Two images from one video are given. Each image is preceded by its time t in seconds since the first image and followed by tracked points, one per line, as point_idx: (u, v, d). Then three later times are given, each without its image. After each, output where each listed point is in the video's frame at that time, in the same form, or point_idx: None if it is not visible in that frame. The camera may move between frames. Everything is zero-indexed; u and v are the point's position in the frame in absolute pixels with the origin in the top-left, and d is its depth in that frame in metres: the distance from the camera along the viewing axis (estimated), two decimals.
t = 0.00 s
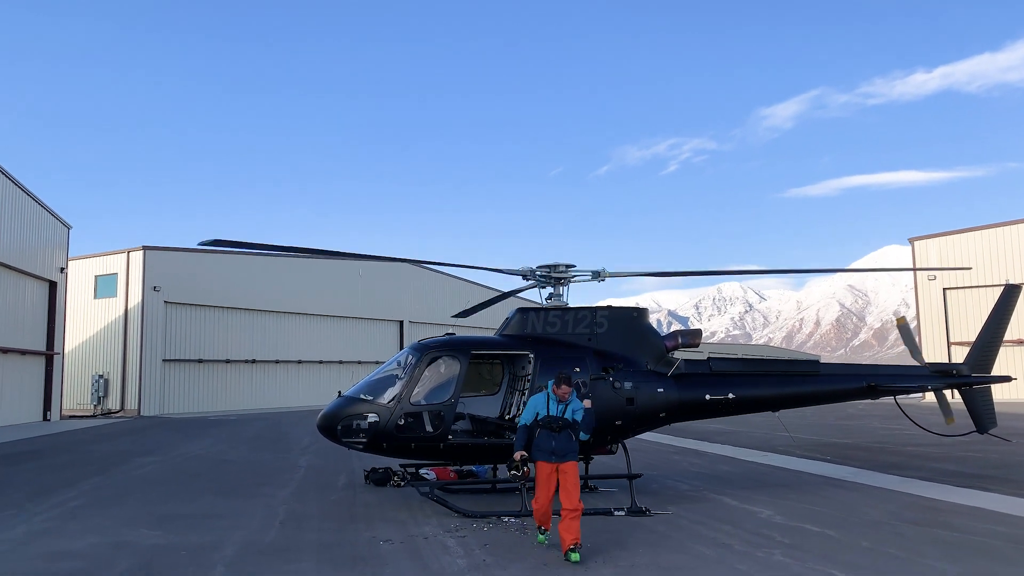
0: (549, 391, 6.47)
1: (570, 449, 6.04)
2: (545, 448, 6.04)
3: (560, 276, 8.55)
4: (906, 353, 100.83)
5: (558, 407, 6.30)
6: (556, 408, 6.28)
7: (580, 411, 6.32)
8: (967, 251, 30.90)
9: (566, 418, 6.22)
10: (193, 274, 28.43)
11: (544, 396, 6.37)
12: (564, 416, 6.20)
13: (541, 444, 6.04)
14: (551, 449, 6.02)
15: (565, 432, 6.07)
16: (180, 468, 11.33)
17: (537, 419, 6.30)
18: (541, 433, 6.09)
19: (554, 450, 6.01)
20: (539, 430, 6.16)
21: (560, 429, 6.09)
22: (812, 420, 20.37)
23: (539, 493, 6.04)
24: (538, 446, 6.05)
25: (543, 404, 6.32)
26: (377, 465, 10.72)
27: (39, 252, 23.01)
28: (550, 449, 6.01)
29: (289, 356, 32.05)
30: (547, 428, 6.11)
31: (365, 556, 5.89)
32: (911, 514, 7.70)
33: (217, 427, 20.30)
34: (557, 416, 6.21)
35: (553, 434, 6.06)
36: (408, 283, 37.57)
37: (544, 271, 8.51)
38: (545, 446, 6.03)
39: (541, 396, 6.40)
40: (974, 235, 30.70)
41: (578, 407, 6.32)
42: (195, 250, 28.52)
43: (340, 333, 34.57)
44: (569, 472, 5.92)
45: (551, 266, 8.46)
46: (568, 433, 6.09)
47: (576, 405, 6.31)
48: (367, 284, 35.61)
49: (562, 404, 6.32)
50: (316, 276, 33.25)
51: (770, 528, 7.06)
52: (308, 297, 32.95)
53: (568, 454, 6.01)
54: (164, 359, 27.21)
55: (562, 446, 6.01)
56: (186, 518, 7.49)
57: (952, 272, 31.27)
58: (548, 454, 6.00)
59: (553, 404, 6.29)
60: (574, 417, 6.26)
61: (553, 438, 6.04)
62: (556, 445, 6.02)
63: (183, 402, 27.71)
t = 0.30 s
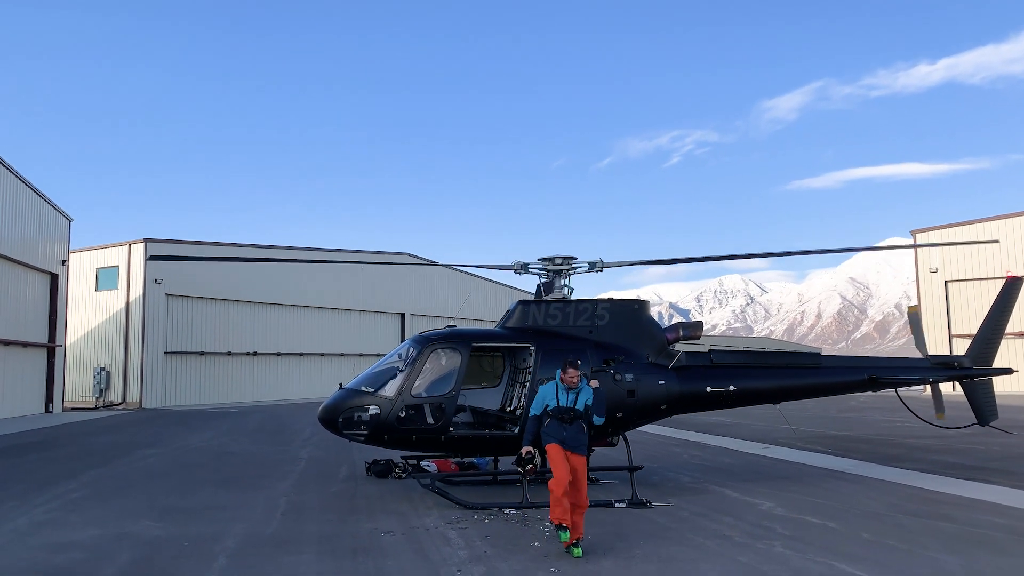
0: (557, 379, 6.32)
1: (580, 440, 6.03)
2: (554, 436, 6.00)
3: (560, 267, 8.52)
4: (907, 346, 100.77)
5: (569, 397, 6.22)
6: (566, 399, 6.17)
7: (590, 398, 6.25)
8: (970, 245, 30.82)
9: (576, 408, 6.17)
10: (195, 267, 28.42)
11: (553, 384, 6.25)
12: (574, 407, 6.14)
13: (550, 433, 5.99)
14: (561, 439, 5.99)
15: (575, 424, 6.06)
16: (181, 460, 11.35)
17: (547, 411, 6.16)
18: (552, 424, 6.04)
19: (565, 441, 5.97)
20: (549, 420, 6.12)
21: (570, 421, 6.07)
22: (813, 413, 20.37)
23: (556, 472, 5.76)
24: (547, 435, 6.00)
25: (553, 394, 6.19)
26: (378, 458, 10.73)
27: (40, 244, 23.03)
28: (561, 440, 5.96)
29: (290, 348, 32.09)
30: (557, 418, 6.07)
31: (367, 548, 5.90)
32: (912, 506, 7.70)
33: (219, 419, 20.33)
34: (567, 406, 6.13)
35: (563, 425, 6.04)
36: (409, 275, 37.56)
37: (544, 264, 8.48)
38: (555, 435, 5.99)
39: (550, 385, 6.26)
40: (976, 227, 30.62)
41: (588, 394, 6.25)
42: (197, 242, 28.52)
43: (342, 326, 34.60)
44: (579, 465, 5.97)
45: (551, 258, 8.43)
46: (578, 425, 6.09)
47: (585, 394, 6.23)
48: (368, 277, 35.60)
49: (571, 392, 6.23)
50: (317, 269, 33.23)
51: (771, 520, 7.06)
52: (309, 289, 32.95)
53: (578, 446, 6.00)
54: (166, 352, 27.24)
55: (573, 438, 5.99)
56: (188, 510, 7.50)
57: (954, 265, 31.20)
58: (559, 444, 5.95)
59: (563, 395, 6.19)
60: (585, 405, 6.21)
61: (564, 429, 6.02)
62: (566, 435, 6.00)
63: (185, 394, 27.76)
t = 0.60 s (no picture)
0: (556, 376, 5.81)
1: (588, 440, 5.50)
2: (560, 439, 5.47)
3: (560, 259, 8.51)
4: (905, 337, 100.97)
5: (571, 392, 5.69)
6: (569, 396, 5.65)
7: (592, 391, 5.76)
8: (968, 235, 30.86)
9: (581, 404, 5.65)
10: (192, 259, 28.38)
11: (553, 382, 5.72)
12: (578, 404, 5.62)
13: (555, 436, 5.45)
14: (567, 441, 5.46)
15: (582, 423, 5.53)
16: (181, 451, 11.39)
17: (550, 412, 5.61)
18: (557, 425, 5.49)
19: (571, 442, 5.46)
20: (552, 422, 5.57)
21: (577, 420, 5.54)
22: (811, 403, 20.47)
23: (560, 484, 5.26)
24: (552, 439, 5.46)
25: (555, 394, 5.66)
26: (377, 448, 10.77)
27: (38, 236, 22.98)
28: (567, 442, 5.45)
29: (289, 339, 32.12)
30: (562, 419, 5.53)
31: (365, 538, 5.91)
32: (909, 496, 7.73)
33: (219, 410, 20.36)
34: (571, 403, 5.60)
35: (570, 425, 5.50)
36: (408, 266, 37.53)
37: (544, 255, 8.46)
38: (560, 438, 5.46)
39: (550, 383, 5.74)
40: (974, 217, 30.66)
41: (590, 386, 5.76)
42: (195, 234, 28.46)
43: (340, 317, 34.60)
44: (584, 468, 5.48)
45: (551, 249, 8.41)
46: (584, 423, 5.57)
47: (588, 387, 5.74)
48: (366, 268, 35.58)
49: (572, 388, 5.72)
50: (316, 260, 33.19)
51: (768, 509, 7.09)
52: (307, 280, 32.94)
53: (585, 447, 5.49)
54: (164, 343, 27.24)
55: (580, 438, 5.46)
56: (187, 500, 7.52)
57: (952, 256, 31.27)
58: (564, 447, 5.43)
59: (565, 391, 5.67)
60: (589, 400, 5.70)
61: (571, 429, 5.48)
62: (573, 436, 5.46)
63: (184, 385, 27.76)
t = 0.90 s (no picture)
0: (554, 362, 5.55)
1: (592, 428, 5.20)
2: (562, 429, 5.20)
3: (558, 251, 8.50)
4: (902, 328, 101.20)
5: (571, 378, 5.43)
6: (569, 382, 5.40)
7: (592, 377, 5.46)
8: (965, 226, 30.89)
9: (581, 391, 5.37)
10: (189, 251, 28.31)
11: (551, 368, 5.48)
12: (578, 389, 5.37)
13: (556, 425, 5.20)
14: (570, 430, 5.19)
15: (584, 409, 5.27)
16: (178, 442, 11.39)
17: (550, 400, 5.36)
18: (558, 414, 5.23)
19: (574, 431, 5.18)
20: (552, 410, 5.31)
21: (578, 408, 5.27)
22: (807, 394, 20.54)
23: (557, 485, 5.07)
24: (555, 429, 5.20)
25: (553, 380, 5.41)
26: (375, 439, 10.79)
27: (34, 228, 22.89)
28: (569, 431, 5.18)
29: (286, 331, 32.10)
30: (563, 406, 5.28)
31: (363, 529, 5.93)
32: (904, 486, 7.77)
33: (216, 402, 20.35)
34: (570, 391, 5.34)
35: (572, 412, 5.24)
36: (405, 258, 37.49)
37: (542, 246, 8.45)
38: (563, 427, 5.19)
39: (548, 370, 5.49)
40: (972, 208, 30.69)
41: (590, 371, 5.48)
42: (191, 225, 28.40)
43: (338, 309, 34.58)
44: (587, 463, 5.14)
45: (549, 240, 8.40)
46: (586, 410, 5.30)
47: (588, 373, 5.46)
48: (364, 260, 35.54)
49: (572, 373, 5.46)
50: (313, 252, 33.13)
51: (765, 500, 7.12)
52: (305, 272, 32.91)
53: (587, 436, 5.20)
54: (161, 335, 27.20)
55: (581, 427, 5.19)
56: (185, 491, 7.53)
57: (949, 247, 31.31)
58: (567, 437, 5.16)
59: (564, 377, 5.42)
60: (590, 386, 5.41)
61: (573, 417, 5.22)
62: (575, 424, 5.20)
63: (181, 377, 27.74)
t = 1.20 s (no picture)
0: (560, 354, 5.13)
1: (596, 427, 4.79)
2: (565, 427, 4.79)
3: (554, 242, 8.48)
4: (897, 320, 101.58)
5: (576, 373, 5.02)
6: (575, 378, 5.00)
7: (599, 374, 5.05)
8: (960, 217, 30.96)
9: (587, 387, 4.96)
10: (186, 243, 28.25)
11: (556, 361, 5.07)
12: (584, 385, 4.97)
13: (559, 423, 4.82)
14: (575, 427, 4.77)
15: (590, 407, 4.84)
16: (175, 434, 11.39)
17: (553, 395, 4.97)
18: (562, 411, 4.84)
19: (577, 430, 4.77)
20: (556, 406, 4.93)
21: (583, 405, 4.85)
22: (804, 385, 20.62)
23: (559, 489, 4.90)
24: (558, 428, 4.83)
25: (558, 373, 5.01)
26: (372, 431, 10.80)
27: (30, 220, 22.81)
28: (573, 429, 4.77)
29: (283, 323, 32.08)
30: (567, 403, 4.89)
31: (360, 520, 5.92)
32: (900, 476, 7.81)
33: (214, 394, 20.35)
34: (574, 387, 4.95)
35: (577, 409, 4.83)
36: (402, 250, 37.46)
37: (539, 237, 8.44)
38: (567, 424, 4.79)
39: (553, 362, 5.07)
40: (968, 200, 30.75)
41: (598, 367, 5.06)
42: (188, 218, 28.32)
43: (335, 301, 34.55)
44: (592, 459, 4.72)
45: (546, 231, 8.38)
46: (593, 407, 4.87)
47: (596, 369, 5.03)
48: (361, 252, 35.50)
49: (578, 368, 5.04)
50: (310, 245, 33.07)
51: (762, 490, 7.15)
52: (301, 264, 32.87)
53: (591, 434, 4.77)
54: (158, 327, 27.16)
55: (587, 424, 4.75)
56: (182, 483, 7.52)
57: (945, 238, 31.38)
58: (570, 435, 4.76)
59: (570, 372, 5.01)
60: (597, 383, 4.99)
61: (578, 413, 4.80)
62: (581, 421, 4.76)
63: (178, 369, 27.71)
